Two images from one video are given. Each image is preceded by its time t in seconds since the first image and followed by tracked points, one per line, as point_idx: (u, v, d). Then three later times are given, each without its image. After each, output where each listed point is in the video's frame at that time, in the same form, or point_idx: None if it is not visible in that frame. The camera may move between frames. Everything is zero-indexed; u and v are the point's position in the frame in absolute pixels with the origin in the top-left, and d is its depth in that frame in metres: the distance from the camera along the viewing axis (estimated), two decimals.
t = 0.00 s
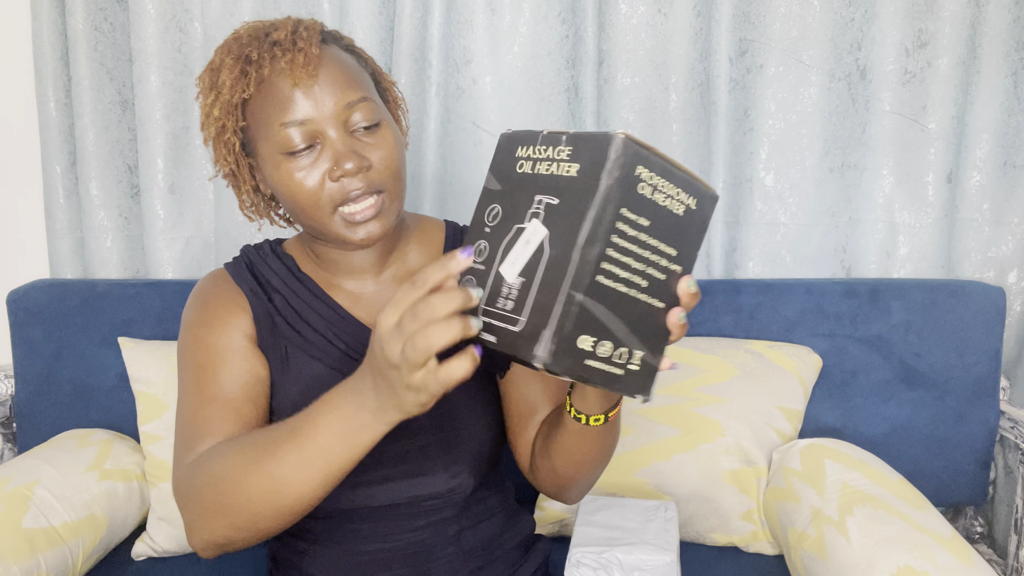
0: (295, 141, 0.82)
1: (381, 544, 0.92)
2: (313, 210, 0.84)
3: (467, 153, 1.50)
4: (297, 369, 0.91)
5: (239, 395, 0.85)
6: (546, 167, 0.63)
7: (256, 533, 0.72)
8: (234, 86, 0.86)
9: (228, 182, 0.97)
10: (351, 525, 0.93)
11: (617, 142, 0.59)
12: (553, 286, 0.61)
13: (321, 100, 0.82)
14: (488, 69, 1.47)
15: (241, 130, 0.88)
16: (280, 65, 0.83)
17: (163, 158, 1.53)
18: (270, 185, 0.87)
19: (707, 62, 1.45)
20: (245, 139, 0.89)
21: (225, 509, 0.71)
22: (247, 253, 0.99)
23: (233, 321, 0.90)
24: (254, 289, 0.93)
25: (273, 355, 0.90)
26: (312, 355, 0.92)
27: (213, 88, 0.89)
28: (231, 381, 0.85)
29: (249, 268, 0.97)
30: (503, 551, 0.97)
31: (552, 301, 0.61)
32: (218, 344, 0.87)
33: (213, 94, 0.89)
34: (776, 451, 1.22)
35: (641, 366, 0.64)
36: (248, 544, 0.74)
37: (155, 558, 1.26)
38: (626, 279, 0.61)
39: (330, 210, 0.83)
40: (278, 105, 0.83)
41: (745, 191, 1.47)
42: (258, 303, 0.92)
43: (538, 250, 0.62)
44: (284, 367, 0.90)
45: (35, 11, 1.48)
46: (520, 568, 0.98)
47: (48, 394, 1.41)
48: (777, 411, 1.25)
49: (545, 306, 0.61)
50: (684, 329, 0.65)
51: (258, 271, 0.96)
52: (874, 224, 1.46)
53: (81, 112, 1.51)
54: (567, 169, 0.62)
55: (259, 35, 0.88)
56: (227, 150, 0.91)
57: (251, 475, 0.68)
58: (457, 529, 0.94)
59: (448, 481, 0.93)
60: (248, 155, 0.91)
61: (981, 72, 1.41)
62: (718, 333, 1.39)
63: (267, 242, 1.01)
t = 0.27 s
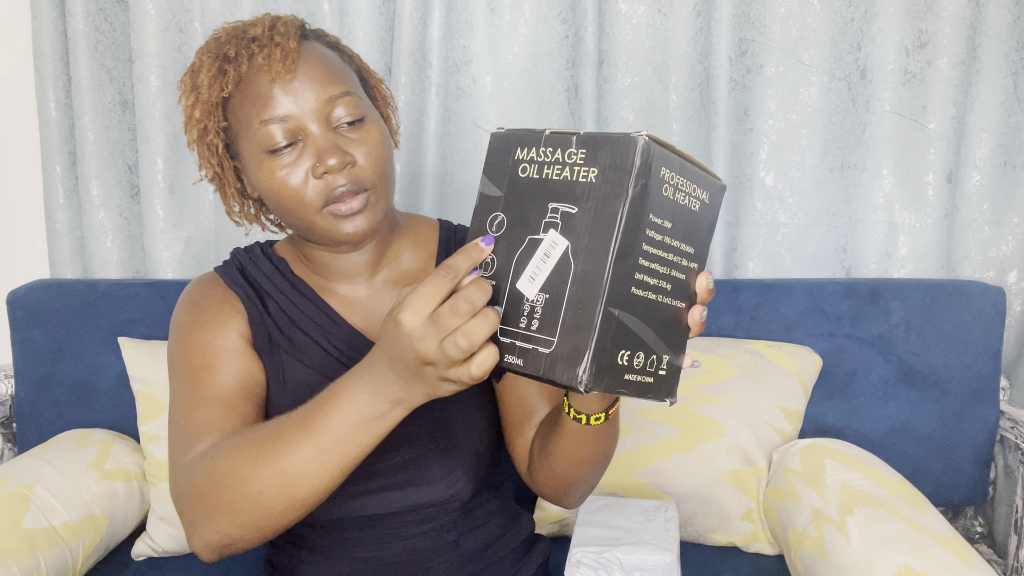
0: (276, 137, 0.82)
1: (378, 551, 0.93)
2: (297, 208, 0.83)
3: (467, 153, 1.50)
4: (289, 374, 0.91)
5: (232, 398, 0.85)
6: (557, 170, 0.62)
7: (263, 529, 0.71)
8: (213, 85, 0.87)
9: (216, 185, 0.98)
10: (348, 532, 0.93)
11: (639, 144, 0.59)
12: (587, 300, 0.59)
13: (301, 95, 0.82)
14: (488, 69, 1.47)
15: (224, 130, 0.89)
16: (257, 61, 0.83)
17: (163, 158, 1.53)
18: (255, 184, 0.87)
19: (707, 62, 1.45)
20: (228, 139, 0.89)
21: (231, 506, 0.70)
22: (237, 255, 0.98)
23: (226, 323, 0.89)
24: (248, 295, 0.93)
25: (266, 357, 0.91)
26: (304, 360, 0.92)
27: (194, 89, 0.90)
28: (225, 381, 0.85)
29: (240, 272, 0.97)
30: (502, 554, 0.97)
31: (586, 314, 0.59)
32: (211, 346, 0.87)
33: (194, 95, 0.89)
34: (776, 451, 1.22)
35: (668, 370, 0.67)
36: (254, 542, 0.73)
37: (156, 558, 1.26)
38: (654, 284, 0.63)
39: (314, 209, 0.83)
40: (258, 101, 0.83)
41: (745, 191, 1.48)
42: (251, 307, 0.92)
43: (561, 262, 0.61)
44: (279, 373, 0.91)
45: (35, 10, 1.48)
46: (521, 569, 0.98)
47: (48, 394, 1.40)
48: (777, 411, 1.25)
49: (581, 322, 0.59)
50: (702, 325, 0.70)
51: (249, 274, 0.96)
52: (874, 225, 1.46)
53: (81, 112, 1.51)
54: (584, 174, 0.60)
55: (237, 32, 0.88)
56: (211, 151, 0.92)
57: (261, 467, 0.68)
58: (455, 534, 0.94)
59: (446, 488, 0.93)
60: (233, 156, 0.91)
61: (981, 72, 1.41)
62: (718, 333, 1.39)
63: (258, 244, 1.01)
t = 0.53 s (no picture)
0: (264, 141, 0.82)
1: (378, 556, 0.92)
2: (286, 212, 0.83)
3: (467, 153, 1.50)
4: (284, 380, 0.91)
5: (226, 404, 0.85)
6: (554, 176, 0.61)
7: (259, 540, 0.71)
8: (198, 89, 0.87)
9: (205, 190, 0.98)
10: (348, 536, 0.93)
11: (639, 156, 0.58)
12: (580, 313, 0.59)
13: (288, 97, 0.82)
14: (488, 69, 1.47)
15: (211, 134, 0.89)
16: (242, 64, 0.83)
17: (163, 158, 1.53)
18: (244, 189, 0.87)
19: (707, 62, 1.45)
20: (215, 143, 0.89)
21: (228, 517, 0.70)
22: (230, 260, 0.98)
23: (221, 330, 0.90)
24: (243, 301, 0.93)
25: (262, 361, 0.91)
26: (299, 368, 0.92)
27: (179, 94, 0.90)
28: (219, 388, 0.85)
29: (233, 276, 0.96)
30: (502, 556, 0.97)
31: (576, 327, 0.59)
32: (206, 353, 0.87)
33: (179, 100, 0.89)
34: (776, 451, 1.22)
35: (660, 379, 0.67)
36: (249, 553, 0.73)
37: (156, 558, 1.26)
38: (649, 296, 0.63)
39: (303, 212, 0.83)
40: (244, 105, 0.83)
41: (745, 191, 1.48)
42: (247, 313, 0.92)
43: (556, 269, 0.60)
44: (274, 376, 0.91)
45: (35, 10, 1.48)
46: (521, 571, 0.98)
47: (48, 395, 1.40)
48: (777, 411, 1.25)
49: (571, 335, 0.60)
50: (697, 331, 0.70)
51: (241, 279, 0.96)
52: (874, 225, 1.46)
53: (81, 112, 1.51)
54: (583, 182, 0.60)
55: (221, 35, 0.88)
56: (198, 156, 0.92)
57: (257, 479, 0.68)
58: (456, 539, 0.94)
59: (447, 493, 0.93)
60: (221, 161, 0.91)
61: (981, 72, 1.41)
62: (718, 333, 1.39)
63: (249, 248, 1.01)
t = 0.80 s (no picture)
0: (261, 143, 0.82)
1: (375, 558, 0.92)
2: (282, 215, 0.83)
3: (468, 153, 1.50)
4: (279, 381, 0.92)
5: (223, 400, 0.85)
6: (560, 208, 0.61)
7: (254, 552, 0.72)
8: (195, 90, 0.87)
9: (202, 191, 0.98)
10: (344, 539, 0.93)
11: (652, 198, 0.59)
12: (590, 352, 0.62)
13: (285, 99, 0.82)
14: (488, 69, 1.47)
15: (208, 135, 0.89)
16: (239, 65, 0.83)
17: (163, 158, 1.53)
18: (240, 190, 0.87)
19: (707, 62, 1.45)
20: (213, 145, 0.90)
21: (223, 531, 0.71)
22: (226, 261, 0.98)
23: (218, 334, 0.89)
24: (241, 302, 0.93)
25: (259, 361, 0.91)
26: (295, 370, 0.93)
27: (175, 95, 0.90)
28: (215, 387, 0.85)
29: (229, 277, 0.96)
30: (501, 555, 0.97)
31: (584, 364, 0.62)
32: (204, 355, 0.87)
33: (176, 101, 0.89)
34: (776, 451, 1.22)
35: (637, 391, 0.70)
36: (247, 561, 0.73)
37: (156, 558, 1.26)
38: (650, 318, 0.66)
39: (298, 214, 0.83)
40: (241, 107, 0.83)
41: (746, 191, 1.48)
42: (245, 313, 0.92)
43: (563, 306, 0.61)
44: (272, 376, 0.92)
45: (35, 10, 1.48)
46: (519, 570, 0.98)
47: (48, 395, 1.40)
48: (777, 411, 1.25)
49: (585, 373, 0.62)
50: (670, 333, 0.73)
51: (238, 279, 0.96)
52: (874, 224, 1.46)
53: (81, 112, 1.51)
54: (595, 220, 0.60)
55: (218, 36, 0.88)
56: (194, 158, 0.92)
57: (249, 500, 0.68)
58: (453, 540, 0.94)
59: (442, 494, 0.93)
60: (217, 162, 0.91)
61: (981, 73, 1.41)
62: (718, 333, 1.39)
63: (246, 249, 1.01)
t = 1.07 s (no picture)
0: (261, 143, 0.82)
1: (374, 558, 0.92)
2: (282, 214, 0.83)
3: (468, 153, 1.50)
4: (278, 382, 0.92)
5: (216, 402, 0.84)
6: (529, 180, 0.62)
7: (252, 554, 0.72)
8: (197, 89, 0.87)
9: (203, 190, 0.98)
10: (343, 540, 0.93)
11: (619, 157, 0.61)
12: (580, 321, 0.63)
13: (286, 99, 0.82)
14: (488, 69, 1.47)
15: (209, 134, 0.89)
16: (241, 64, 0.83)
17: (163, 158, 1.53)
18: (241, 189, 0.87)
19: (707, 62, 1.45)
20: (214, 144, 0.90)
21: (222, 529, 0.71)
22: (225, 261, 0.97)
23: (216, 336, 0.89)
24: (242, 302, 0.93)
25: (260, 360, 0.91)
26: (294, 372, 0.93)
27: (178, 93, 0.90)
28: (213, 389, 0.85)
29: (230, 278, 0.96)
30: (501, 556, 0.97)
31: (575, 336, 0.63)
32: (204, 356, 0.87)
33: (178, 99, 0.89)
34: (776, 451, 1.22)
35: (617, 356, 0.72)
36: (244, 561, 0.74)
37: (156, 558, 1.26)
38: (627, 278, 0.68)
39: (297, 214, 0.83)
40: (242, 106, 0.83)
41: (746, 191, 1.48)
42: (247, 314, 0.92)
43: (546, 280, 0.62)
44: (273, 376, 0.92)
45: (35, 10, 1.48)
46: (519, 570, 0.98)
47: (48, 395, 1.41)
48: (777, 411, 1.25)
49: (577, 342, 0.63)
50: (642, 291, 0.75)
51: (239, 281, 0.95)
52: (874, 224, 1.46)
53: (81, 112, 1.51)
54: (569, 185, 0.62)
55: (220, 35, 0.88)
56: (195, 156, 0.92)
57: (244, 503, 0.68)
58: (452, 540, 0.94)
59: (441, 494, 0.93)
60: (218, 161, 0.91)
61: (981, 73, 1.41)
62: (718, 333, 1.39)
63: (246, 249, 1.00)
